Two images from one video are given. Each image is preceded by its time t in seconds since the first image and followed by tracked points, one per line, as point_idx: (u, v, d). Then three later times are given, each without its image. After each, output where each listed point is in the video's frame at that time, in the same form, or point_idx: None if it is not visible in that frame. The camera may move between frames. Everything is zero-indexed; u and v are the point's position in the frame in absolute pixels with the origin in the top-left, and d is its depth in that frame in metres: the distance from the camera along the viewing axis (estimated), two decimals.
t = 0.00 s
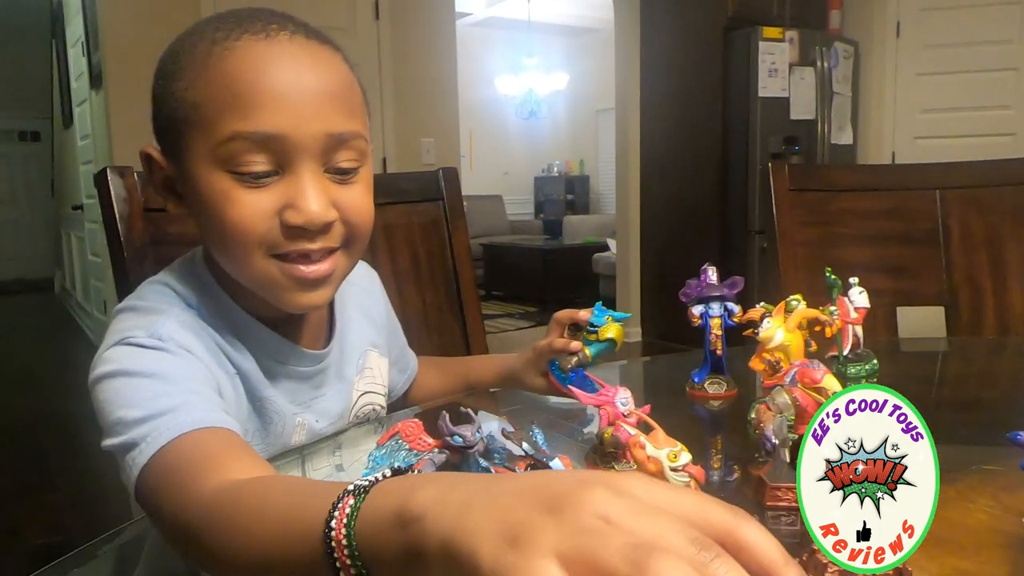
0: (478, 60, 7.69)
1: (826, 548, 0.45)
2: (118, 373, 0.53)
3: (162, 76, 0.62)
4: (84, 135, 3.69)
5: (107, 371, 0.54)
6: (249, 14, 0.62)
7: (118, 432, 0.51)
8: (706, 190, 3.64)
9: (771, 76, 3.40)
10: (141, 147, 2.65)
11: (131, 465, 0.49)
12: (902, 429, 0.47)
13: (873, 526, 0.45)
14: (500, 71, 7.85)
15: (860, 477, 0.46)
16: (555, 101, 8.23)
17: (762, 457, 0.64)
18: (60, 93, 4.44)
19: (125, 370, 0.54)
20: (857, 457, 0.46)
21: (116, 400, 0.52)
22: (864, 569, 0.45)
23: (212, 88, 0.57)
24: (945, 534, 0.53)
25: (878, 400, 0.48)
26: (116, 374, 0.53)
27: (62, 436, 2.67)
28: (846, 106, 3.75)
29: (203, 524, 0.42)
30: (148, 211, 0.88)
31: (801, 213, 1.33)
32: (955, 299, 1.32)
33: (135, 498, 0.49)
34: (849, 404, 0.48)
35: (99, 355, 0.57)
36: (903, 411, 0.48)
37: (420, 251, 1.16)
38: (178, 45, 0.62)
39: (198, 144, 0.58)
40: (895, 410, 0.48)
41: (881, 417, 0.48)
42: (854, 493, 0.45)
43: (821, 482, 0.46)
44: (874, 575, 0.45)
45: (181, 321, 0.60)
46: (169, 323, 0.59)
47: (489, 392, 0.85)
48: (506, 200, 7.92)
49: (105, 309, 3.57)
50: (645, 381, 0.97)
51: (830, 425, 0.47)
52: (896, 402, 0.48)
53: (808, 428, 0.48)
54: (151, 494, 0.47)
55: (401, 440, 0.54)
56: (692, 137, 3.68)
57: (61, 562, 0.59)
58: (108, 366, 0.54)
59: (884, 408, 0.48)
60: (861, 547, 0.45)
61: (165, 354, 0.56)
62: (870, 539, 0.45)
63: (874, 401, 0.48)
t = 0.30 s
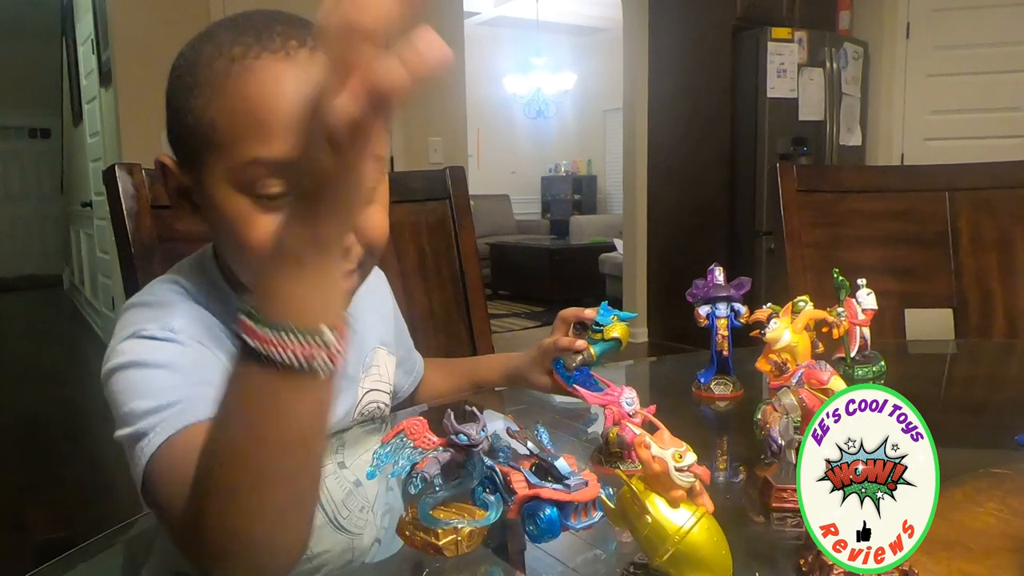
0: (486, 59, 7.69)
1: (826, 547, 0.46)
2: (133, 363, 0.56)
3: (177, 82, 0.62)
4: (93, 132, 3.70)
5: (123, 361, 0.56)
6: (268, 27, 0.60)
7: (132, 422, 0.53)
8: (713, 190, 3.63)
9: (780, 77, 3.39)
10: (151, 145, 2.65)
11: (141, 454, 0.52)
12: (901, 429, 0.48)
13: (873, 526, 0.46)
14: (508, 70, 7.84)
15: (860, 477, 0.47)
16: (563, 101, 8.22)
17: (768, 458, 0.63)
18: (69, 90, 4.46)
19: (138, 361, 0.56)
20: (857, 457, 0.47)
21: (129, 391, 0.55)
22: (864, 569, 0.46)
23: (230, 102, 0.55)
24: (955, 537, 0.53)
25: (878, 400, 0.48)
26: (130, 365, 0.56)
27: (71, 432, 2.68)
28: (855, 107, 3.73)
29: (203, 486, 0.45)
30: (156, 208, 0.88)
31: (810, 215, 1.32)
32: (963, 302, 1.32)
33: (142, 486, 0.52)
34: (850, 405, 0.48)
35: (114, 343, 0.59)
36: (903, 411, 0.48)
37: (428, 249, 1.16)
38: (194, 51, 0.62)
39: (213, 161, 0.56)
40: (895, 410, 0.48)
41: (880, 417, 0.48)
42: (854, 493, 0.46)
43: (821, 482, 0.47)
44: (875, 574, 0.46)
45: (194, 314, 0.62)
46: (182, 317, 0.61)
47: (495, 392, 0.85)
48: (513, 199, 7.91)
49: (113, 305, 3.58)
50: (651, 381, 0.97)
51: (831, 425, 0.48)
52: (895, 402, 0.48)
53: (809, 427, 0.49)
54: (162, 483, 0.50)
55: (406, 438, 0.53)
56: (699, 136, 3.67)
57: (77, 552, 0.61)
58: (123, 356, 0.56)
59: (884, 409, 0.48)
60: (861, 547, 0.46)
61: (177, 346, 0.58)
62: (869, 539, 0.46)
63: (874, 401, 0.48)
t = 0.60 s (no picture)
0: (494, 58, 7.69)
1: (826, 548, 0.46)
2: (148, 344, 0.61)
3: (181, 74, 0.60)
4: (103, 129, 3.72)
5: (141, 341, 0.62)
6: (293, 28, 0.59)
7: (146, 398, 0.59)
8: (721, 190, 3.61)
9: (790, 77, 3.38)
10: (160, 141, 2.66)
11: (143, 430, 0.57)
12: (902, 429, 0.47)
13: (873, 526, 0.46)
14: (516, 69, 7.84)
15: (860, 477, 0.46)
16: (571, 101, 8.22)
17: (777, 461, 0.63)
18: (79, 87, 4.48)
19: (152, 343, 0.61)
20: (857, 457, 0.46)
21: (140, 370, 0.60)
22: (863, 569, 0.45)
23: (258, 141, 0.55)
24: (967, 544, 0.53)
25: (878, 400, 0.48)
26: (146, 346, 0.61)
27: (79, 428, 2.69)
28: (865, 108, 3.71)
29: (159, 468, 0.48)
30: (166, 206, 0.87)
31: (820, 217, 1.31)
32: (975, 305, 1.31)
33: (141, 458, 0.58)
34: (849, 405, 0.48)
35: (142, 314, 0.65)
36: (903, 412, 0.48)
37: (437, 248, 1.16)
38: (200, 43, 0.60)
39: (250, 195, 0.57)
40: (895, 410, 0.48)
41: (881, 417, 0.48)
42: (854, 493, 0.46)
43: (821, 482, 0.46)
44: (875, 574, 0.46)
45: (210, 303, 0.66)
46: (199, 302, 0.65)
47: (504, 391, 0.85)
48: (520, 199, 7.91)
49: (122, 302, 3.59)
50: (660, 382, 0.96)
51: (830, 425, 0.48)
52: (896, 402, 0.48)
53: (809, 427, 0.48)
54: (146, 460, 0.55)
55: (416, 437, 0.53)
56: (707, 136, 3.66)
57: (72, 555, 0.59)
58: (142, 336, 0.62)
59: (885, 408, 0.48)
60: (861, 547, 0.45)
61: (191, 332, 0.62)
62: (870, 539, 0.45)
63: (874, 401, 0.48)
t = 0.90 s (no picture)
0: (499, 59, 7.69)
1: (827, 548, 0.46)
2: (143, 316, 0.62)
3: (182, 92, 0.62)
4: (107, 128, 3.73)
5: (135, 313, 0.63)
6: (264, 8, 0.64)
7: (146, 367, 0.60)
8: (725, 192, 3.61)
9: (795, 80, 3.37)
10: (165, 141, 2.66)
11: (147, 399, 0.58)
12: (902, 429, 0.49)
13: (873, 526, 0.46)
14: (521, 70, 7.84)
15: (861, 477, 0.47)
16: (576, 102, 8.22)
17: (782, 465, 0.63)
18: (85, 87, 4.50)
19: (148, 314, 0.62)
20: (857, 457, 0.47)
21: (137, 339, 0.61)
22: (864, 569, 0.46)
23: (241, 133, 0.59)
24: (972, 547, 0.53)
25: (879, 400, 0.50)
26: (141, 317, 0.62)
27: (83, 427, 2.70)
28: (870, 110, 3.70)
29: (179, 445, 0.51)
30: (173, 204, 0.87)
31: (826, 220, 1.31)
32: (980, 308, 1.30)
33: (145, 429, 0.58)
34: (850, 404, 0.49)
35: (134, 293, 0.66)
36: (903, 411, 0.49)
37: (441, 250, 1.16)
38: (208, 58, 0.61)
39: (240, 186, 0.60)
40: (895, 410, 0.49)
41: (881, 417, 0.49)
42: (854, 493, 0.47)
43: (821, 482, 0.47)
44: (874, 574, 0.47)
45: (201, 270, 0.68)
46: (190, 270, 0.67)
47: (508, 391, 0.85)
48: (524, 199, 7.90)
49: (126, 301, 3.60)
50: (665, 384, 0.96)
51: (831, 425, 0.49)
52: (896, 402, 0.50)
53: (809, 427, 0.49)
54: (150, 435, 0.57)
55: (422, 438, 0.53)
56: (712, 139, 3.65)
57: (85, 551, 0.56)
58: (137, 308, 0.63)
59: (885, 408, 0.49)
60: (861, 547, 0.46)
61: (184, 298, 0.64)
62: (870, 539, 0.46)
63: (875, 401, 0.49)
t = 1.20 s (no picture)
0: (509, 62, 7.70)
1: (827, 548, 0.46)
2: (144, 315, 0.62)
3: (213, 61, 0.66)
4: (120, 129, 3.75)
5: (136, 311, 0.62)
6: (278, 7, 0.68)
7: (151, 361, 0.59)
8: (735, 195, 3.60)
9: (806, 83, 3.36)
10: (176, 142, 2.68)
11: (154, 392, 0.58)
12: (902, 429, 0.49)
13: (873, 526, 0.46)
14: (531, 73, 7.85)
15: (860, 477, 0.47)
16: (585, 105, 8.22)
17: (791, 467, 0.62)
18: (98, 88, 4.53)
19: (149, 312, 0.62)
20: (857, 457, 0.47)
21: (141, 337, 0.61)
22: (864, 569, 0.46)
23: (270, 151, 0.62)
24: (988, 555, 0.52)
25: (879, 400, 0.50)
26: (142, 315, 0.62)
27: (93, 427, 2.71)
28: (882, 114, 3.68)
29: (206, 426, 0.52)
30: (185, 204, 0.87)
31: (837, 223, 1.30)
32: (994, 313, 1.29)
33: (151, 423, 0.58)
34: (849, 405, 0.49)
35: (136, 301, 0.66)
36: (903, 412, 0.49)
37: (451, 251, 1.16)
38: (232, 74, 0.64)
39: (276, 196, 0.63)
40: (895, 411, 0.50)
41: (881, 417, 0.49)
42: (854, 493, 0.46)
43: (821, 482, 0.47)
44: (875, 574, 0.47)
45: (198, 263, 0.68)
46: (185, 265, 0.67)
47: (518, 393, 0.85)
48: (533, 202, 7.90)
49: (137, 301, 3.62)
50: (675, 388, 0.96)
51: (831, 426, 0.48)
52: (895, 403, 0.50)
53: (809, 428, 0.49)
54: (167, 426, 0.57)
55: (431, 439, 0.52)
56: (722, 142, 3.64)
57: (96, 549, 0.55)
58: (137, 305, 0.63)
59: (885, 409, 0.49)
60: (862, 547, 0.46)
61: (183, 292, 0.64)
62: (870, 539, 0.46)
63: (874, 401, 0.49)
